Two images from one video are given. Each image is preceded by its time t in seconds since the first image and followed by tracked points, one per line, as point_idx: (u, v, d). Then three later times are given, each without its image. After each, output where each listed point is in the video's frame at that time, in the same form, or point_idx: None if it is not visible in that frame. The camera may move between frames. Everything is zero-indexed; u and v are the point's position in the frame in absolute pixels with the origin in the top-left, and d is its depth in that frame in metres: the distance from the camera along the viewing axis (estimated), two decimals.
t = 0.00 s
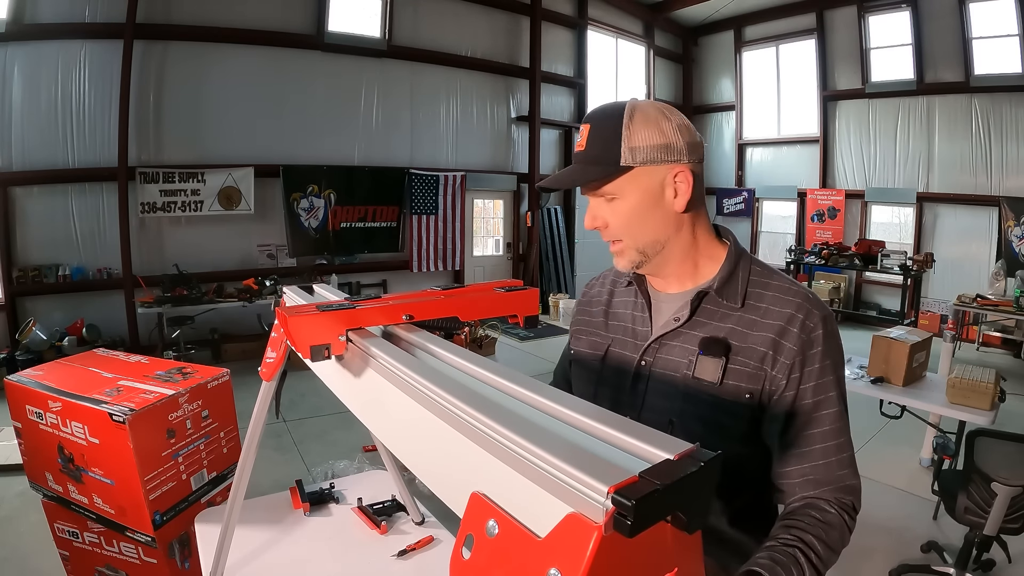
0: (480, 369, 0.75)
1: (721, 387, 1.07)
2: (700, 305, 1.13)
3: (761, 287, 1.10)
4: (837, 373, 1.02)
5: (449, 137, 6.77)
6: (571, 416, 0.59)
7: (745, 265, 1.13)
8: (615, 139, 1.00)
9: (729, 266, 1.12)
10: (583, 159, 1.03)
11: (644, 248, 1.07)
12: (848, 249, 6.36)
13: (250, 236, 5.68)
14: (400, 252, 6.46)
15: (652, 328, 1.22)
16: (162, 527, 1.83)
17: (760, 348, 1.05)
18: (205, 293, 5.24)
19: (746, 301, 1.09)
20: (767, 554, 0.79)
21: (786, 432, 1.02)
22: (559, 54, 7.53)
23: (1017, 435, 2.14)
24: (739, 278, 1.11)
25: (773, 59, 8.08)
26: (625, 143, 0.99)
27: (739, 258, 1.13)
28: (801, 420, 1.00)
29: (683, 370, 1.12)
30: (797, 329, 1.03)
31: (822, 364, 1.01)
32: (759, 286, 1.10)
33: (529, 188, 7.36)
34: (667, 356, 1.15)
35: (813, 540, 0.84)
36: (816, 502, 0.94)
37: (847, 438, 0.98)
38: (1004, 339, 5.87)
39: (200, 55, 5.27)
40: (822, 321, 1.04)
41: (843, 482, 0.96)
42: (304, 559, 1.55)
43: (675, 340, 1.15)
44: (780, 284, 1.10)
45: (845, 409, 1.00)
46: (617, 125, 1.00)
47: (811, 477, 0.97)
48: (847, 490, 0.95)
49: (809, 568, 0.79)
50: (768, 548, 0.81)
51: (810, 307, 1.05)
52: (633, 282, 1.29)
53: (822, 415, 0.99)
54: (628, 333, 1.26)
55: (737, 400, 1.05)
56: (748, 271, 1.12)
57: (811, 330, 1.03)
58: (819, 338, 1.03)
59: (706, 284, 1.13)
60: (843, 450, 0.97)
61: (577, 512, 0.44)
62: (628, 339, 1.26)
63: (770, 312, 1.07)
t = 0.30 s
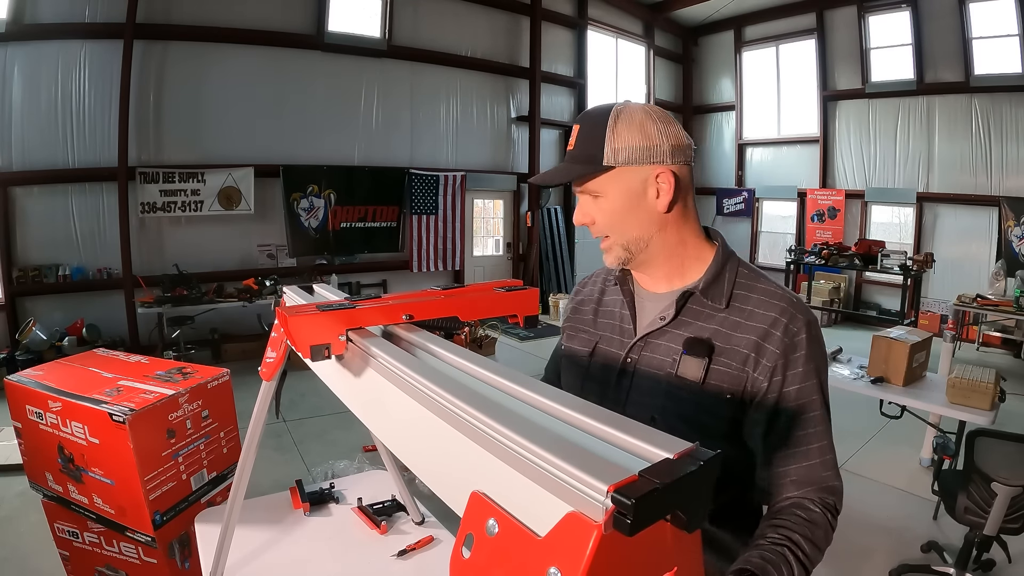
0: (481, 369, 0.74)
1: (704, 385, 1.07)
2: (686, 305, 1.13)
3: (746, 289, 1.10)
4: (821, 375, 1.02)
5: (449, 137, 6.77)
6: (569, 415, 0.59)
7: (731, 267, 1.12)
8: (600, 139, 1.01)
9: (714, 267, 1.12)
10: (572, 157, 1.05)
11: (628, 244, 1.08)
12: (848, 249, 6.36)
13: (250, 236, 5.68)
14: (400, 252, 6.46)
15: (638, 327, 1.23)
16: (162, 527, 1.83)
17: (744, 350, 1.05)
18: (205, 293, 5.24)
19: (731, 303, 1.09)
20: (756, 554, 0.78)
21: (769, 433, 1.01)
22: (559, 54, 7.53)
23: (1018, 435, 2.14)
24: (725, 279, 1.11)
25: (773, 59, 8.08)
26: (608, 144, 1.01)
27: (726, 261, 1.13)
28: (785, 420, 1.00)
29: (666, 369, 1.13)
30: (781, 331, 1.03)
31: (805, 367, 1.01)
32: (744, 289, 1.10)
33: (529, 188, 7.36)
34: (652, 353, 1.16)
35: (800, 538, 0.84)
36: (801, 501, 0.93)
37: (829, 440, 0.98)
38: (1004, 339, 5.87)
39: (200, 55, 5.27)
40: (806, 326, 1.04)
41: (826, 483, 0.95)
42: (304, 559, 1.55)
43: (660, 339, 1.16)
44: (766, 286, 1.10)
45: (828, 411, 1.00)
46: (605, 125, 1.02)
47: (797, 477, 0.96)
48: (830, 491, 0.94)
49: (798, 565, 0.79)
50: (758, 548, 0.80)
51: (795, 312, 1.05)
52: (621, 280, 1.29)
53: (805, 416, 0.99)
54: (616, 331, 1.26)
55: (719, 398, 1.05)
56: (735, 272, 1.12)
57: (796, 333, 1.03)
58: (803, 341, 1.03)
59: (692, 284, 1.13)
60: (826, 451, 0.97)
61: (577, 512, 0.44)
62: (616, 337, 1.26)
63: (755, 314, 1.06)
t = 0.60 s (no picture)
0: (476, 367, 0.75)
1: (697, 378, 1.07)
2: (673, 300, 1.14)
3: (731, 281, 1.12)
4: (806, 358, 1.02)
5: (449, 137, 6.77)
6: (556, 409, 0.60)
7: (714, 260, 1.15)
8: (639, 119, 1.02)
9: (700, 260, 1.14)
10: (601, 136, 1.02)
11: (648, 230, 1.08)
12: (848, 249, 6.36)
13: (250, 236, 5.68)
14: (399, 252, 6.46)
15: (627, 324, 1.22)
16: (162, 527, 1.83)
17: (733, 339, 1.05)
18: (205, 293, 5.24)
19: (717, 294, 1.11)
20: (743, 548, 0.79)
21: (757, 421, 1.01)
22: (559, 54, 7.53)
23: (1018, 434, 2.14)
24: (708, 273, 1.13)
25: (773, 59, 8.08)
26: (647, 125, 1.02)
27: (713, 254, 1.15)
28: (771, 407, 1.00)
29: (658, 363, 1.12)
30: (768, 317, 1.04)
31: (790, 353, 1.01)
32: (730, 281, 1.11)
33: (529, 188, 7.36)
34: (642, 349, 1.16)
35: (787, 530, 0.84)
36: (789, 491, 0.93)
37: (815, 424, 0.97)
38: (1005, 339, 5.87)
39: (200, 55, 5.27)
40: (790, 312, 1.05)
41: (814, 470, 0.94)
42: (304, 559, 1.55)
43: (650, 334, 1.16)
44: (750, 277, 1.11)
45: (815, 394, 1.00)
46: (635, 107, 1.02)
47: (784, 466, 0.95)
48: (820, 478, 0.94)
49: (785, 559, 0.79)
50: (743, 542, 0.81)
51: (778, 299, 1.06)
52: (609, 281, 1.30)
53: (791, 402, 0.98)
54: (605, 330, 1.26)
55: (713, 390, 1.05)
56: (717, 266, 1.14)
57: (780, 320, 1.03)
58: (788, 327, 1.03)
59: (679, 279, 1.15)
60: (813, 436, 0.96)
61: (559, 503, 0.44)
62: (605, 335, 1.25)
63: (740, 304, 1.07)
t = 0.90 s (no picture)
0: (455, 361, 0.76)
1: (691, 375, 1.06)
2: (666, 297, 1.14)
3: (723, 276, 1.10)
4: (800, 350, 0.99)
5: (452, 136, 6.76)
6: (523, 398, 0.60)
7: (706, 256, 1.13)
8: (664, 116, 1.06)
9: (692, 258, 1.13)
10: (633, 128, 1.04)
11: (669, 228, 1.11)
12: (851, 248, 6.35)
13: (253, 236, 5.68)
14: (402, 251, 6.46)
15: (621, 324, 1.21)
16: (166, 525, 1.84)
17: (728, 335, 1.04)
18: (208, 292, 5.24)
19: (709, 290, 1.09)
20: (719, 537, 0.79)
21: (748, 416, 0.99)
22: (562, 53, 7.51)
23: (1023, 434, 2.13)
24: (700, 270, 1.11)
25: (777, 58, 8.05)
26: (671, 123, 1.07)
27: (704, 250, 1.14)
28: (763, 401, 0.98)
29: (653, 363, 1.12)
30: (759, 311, 1.02)
31: (784, 345, 0.99)
32: (722, 276, 1.10)
33: (532, 187, 7.36)
34: (636, 350, 1.15)
35: (770, 524, 0.83)
36: (779, 486, 0.91)
37: (809, 419, 0.95)
38: (1008, 337, 5.86)
39: (202, 54, 5.27)
40: (783, 305, 1.03)
41: (806, 466, 0.93)
42: (307, 558, 1.55)
43: (644, 334, 1.15)
44: (741, 273, 1.09)
45: (809, 389, 0.97)
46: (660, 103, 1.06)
47: (775, 460, 0.94)
48: (812, 473, 0.92)
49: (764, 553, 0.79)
50: (722, 531, 0.81)
51: (771, 293, 1.04)
52: (601, 281, 1.28)
53: (783, 396, 0.96)
54: (598, 331, 1.24)
55: (709, 386, 1.04)
56: (709, 263, 1.12)
57: (772, 313, 1.02)
58: (782, 321, 1.01)
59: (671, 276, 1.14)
60: (804, 430, 0.94)
61: (505, 477, 0.45)
62: (598, 337, 1.24)
63: (734, 300, 1.06)
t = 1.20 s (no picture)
0: (455, 360, 0.76)
1: (710, 382, 1.03)
2: (679, 302, 1.10)
3: (737, 279, 1.07)
4: (816, 354, 0.98)
5: (452, 135, 6.76)
6: (523, 398, 0.61)
7: (718, 257, 1.11)
8: (667, 107, 1.07)
9: (703, 259, 1.11)
10: (641, 118, 1.04)
11: (679, 223, 1.10)
12: (851, 247, 6.36)
13: (254, 235, 5.68)
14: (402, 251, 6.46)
15: (630, 332, 1.19)
16: (166, 524, 1.84)
17: (745, 339, 1.01)
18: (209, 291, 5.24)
19: (724, 293, 1.07)
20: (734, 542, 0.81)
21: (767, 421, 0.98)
22: (563, 52, 7.51)
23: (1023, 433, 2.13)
24: (712, 272, 1.09)
25: (778, 57, 8.05)
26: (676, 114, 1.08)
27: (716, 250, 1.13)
28: (782, 407, 0.96)
29: (668, 370, 1.09)
30: (777, 314, 1.00)
31: (802, 350, 0.97)
32: (736, 279, 1.07)
33: (532, 186, 7.36)
34: (648, 357, 1.13)
35: (787, 529, 0.84)
36: (796, 492, 0.91)
37: (827, 424, 0.94)
38: (1009, 337, 5.86)
39: (203, 54, 5.27)
40: (800, 308, 1.01)
41: (825, 471, 0.92)
42: (308, 557, 1.55)
43: (657, 341, 1.12)
44: (756, 274, 1.07)
45: (825, 392, 0.96)
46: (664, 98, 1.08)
47: (794, 466, 0.93)
48: (831, 479, 0.91)
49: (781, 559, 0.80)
50: (737, 535, 0.83)
51: (788, 295, 1.02)
52: (607, 286, 1.26)
53: (801, 402, 0.95)
54: (606, 338, 1.22)
55: (727, 394, 1.02)
56: (721, 265, 1.10)
57: (790, 316, 0.99)
58: (799, 324, 0.99)
59: (683, 279, 1.11)
60: (821, 435, 0.93)
61: (507, 479, 0.45)
62: (606, 344, 1.22)
63: (750, 303, 1.03)
